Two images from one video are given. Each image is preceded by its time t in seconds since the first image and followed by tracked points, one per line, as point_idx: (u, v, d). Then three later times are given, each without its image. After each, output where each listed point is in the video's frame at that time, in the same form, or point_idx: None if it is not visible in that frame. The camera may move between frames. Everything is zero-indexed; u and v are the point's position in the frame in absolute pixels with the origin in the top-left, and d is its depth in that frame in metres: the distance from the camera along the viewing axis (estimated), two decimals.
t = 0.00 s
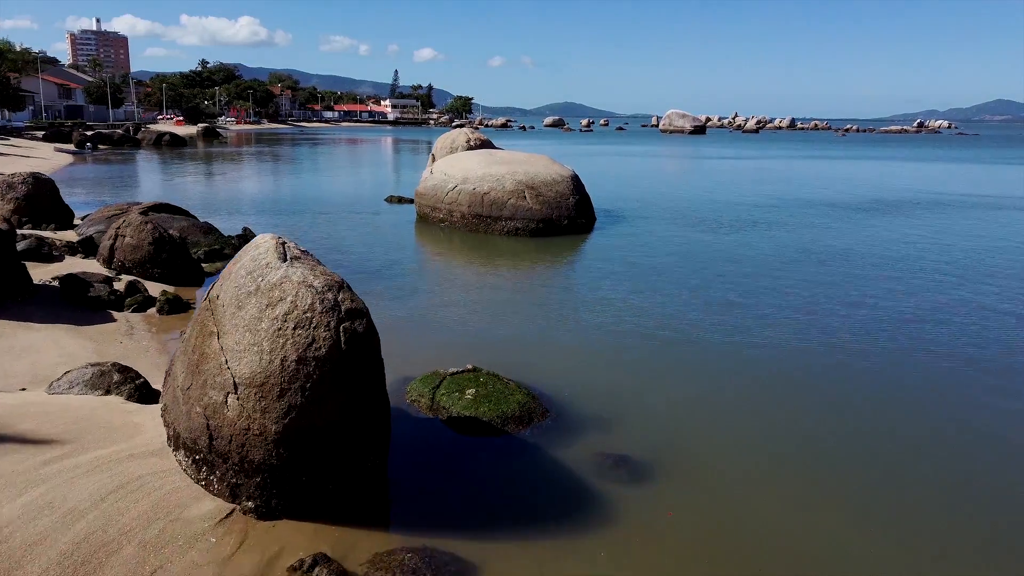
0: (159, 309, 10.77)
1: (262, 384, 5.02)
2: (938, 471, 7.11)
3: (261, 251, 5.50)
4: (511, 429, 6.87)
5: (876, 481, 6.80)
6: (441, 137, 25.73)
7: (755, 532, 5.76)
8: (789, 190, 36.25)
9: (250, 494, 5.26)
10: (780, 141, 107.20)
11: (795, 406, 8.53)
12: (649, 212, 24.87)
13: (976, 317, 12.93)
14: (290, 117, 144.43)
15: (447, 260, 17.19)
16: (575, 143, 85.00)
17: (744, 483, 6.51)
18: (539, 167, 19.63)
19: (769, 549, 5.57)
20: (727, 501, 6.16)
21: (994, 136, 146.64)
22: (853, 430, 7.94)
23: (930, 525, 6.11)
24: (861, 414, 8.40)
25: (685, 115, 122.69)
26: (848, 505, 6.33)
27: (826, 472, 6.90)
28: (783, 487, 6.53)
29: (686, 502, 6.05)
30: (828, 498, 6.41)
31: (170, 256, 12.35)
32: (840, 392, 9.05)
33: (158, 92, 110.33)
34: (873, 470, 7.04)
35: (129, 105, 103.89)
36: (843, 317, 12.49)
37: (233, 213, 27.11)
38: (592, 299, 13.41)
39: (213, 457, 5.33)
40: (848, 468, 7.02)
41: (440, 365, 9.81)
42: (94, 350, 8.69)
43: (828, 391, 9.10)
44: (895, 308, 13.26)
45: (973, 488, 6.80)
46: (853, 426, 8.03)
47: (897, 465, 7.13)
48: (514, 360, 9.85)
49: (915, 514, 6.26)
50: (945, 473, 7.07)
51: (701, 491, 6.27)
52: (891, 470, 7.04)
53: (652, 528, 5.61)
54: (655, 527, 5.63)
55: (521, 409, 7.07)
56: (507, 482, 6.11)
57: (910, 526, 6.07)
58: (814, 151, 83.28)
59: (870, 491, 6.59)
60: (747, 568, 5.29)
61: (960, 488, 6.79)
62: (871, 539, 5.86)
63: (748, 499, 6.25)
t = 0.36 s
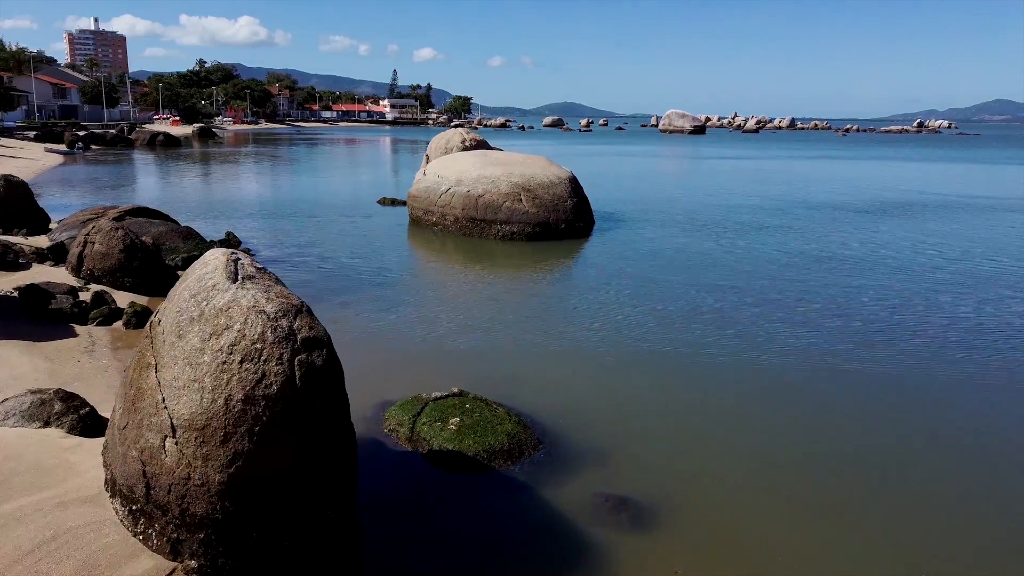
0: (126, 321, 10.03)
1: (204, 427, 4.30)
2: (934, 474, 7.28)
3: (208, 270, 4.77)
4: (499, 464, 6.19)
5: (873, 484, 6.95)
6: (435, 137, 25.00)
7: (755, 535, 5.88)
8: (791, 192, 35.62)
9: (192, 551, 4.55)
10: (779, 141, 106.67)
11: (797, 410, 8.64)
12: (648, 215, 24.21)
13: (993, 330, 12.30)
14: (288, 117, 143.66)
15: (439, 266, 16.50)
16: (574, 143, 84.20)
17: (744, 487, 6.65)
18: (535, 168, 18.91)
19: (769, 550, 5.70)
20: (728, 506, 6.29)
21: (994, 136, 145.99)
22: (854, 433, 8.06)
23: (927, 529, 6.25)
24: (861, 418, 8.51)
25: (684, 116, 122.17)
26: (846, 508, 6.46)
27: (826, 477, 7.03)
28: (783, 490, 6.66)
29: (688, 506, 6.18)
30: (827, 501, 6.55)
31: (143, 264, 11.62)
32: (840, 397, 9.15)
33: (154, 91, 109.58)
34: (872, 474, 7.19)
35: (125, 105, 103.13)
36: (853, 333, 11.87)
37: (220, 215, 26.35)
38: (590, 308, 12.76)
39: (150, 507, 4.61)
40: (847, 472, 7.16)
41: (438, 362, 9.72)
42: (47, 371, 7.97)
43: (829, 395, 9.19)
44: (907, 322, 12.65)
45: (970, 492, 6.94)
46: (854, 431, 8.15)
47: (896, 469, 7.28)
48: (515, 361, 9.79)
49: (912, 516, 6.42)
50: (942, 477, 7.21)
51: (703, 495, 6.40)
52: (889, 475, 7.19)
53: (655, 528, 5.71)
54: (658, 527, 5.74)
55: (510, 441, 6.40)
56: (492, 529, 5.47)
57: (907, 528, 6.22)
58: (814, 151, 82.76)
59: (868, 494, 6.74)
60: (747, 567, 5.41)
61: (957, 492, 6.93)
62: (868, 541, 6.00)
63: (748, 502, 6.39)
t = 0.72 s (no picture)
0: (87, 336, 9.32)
1: (122, 491, 3.56)
2: (933, 474, 7.25)
3: (138, 298, 4.05)
4: (484, 512, 5.47)
5: (874, 485, 6.94)
6: (430, 137, 24.25)
7: (750, 536, 5.92)
8: (795, 193, 34.98)
9: None
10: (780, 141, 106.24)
11: (800, 407, 8.61)
12: (650, 219, 23.51)
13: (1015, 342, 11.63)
14: (286, 117, 143.04)
15: (431, 272, 15.77)
16: (575, 142, 83.42)
17: (742, 488, 6.66)
18: (532, 170, 18.17)
19: (762, 552, 5.74)
20: (725, 507, 6.32)
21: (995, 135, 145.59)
22: (856, 431, 8.03)
23: (924, 530, 6.25)
24: (864, 416, 8.47)
25: (685, 115, 121.61)
26: (842, 509, 6.48)
27: (826, 478, 7.01)
28: (780, 491, 6.68)
29: (684, 507, 6.22)
30: (824, 502, 6.57)
31: (111, 275, 10.93)
32: (845, 394, 9.09)
33: (151, 92, 108.96)
34: (873, 474, 7.16)
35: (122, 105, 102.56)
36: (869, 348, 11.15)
37: (210, 217, 25.57)
38: (589, 318, 12.06)
39: None
40: (846, 472, 7.15)
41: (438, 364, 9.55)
42: None
43: (833, 392, 9.14)
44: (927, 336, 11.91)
45: (969, 493, 6.92)
46: (856, 428, 8.11)
47: (898, 469, 7.26)
48: (516, 362, 9.68)
49: (909, 517, 6.42)
50: (944, 477, 7.20)
51: (700, 497, 6.43)
52: (889, 475, 7.16)
53: (650, 532, 5.75)
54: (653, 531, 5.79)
55: (498, 484, 5.70)
56: None
57: (903, 530, 6.22)
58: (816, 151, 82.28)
59: (867, 496, 6.72)
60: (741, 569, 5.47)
61: (958, 493, 6.90)
62: (863, 543, 6.01)
63: (745, 504, 6.41)
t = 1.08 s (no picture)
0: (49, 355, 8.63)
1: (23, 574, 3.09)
2: (933, 477, 7.47)
3: (54, 337, 3.51)
4: (471, 572, 4.78)
5: (871, 480, 7.34)
6: (425, 139, 23.58)
7: (752, 537, 6.27)
8: (796, 196, 34.53)
9: None
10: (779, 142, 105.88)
11: (804, 413, 8.84)
12: (650, 224, 22.98)
13: None
14: (284, 116, 142.23)
15: (426, 280, 15.17)
16: (575, 144, 82.64)
17: (743, 484, 7.11)
18: (531, 173, 17.51)
19: (762, 543, 6.19)
20: (728, 510, 6.65)
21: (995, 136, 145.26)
22: (858, 437, 8.25)
23: (920, 531, 6.52)
24: (866, 421, 8.68)
25: (684, 116, 121.25)
26: (841, 510, 6.79)
27: (824, 475, 7.40)
28: (783, 492, 6.98)
29: (688, 510, 6.59)
30: (823, 502, 6.89)
31: (80, 286, 10.23)
32: (848, 400, 9.30)
33: (147, 91, 108.09)
34: (874, 478, 7.39)
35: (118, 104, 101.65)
36: (885, 368, 10.54)
37: (199, 219, 24.75)
38: (590, 333, 11.59)
39: None
40: (846, 475, 7.41)
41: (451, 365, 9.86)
42: None
43: (837, 399, 9.35)
44: (944, 356, 11.32)
45: (968, 495, 7.14)
46: (858, 433, 8.33)
47: (895, 466, 7.62)
48: (526, 364, 10.05)
49: (905, 518, 6.69)
50: (941, 473, 7.54)
51: (705, 500, 6.76)
52: (889, 479, 7.40)
53: (656, 538, 6.15)
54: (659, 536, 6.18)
55: (490, 537, 5.02)
56: None
57: (901, 530, 6.51)
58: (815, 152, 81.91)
59: (863, 492, 7.12)
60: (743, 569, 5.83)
61: (952, 489, 7.26)
62: (858, 534, 6.43)
63: (746, 498, 6.86)
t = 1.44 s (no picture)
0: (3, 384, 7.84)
1: None
2: (936, 476, 7.39)
3: None
4: None
5: (871, 478, 7.31)
6: (422, 141, 22.81)
7: (751, 538, 6.26)
8: (802, 198, 33.82)
9: None
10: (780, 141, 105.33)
11: (808, 414, 8.78)
12: (655, 229, 22.27)
13: None
14: (282, 117, 141.45)
15: (422, 290, 14.43)
16: (575, 144, 81.75)
17: (742, 484, 7.12)
18: (531, 176, 16.69)
19: (761, 543, 6.20)
20: (728, 510, 6.65)
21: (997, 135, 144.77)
22: (863, 439, 8.17)
23: (922, 531, 6.46)
24: (870, 422, 8.60)
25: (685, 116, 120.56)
26: (840, 508, 6.78)
27: (823, 474, 7.38)
28: (781, 491, 6.99)
29: (687, 513, 6.58)
30: (824, 502, 6.86)
31: (44, 304, 9.42)
32: (853, 402, 9.23)
33: (144, 92, 107.28)
34: (875, 477, 7.34)
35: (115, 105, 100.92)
36: (912, 387, 9.85)
37: (189, 224, 23.91)
38: (594, 348, 10.99)
39: None
40: (848, 473, 7.36)
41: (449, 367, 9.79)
42: None
43: (842, 400, 9.28)
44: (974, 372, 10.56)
45: (970, 494, 7.07)
46: (863, 435, 8.26)
47: (895, 463, 7.60)
48: (524, 366, 10.02)
49: (906, 517, 6.64)
50: (941, 470, 7.52)
51: (704, 503, 6.75)
52: (892, 477, 7.35)
53: (654, 542, 6.17)
54: (657, 540, 6.21)
55: None
56: None
57: (902, 529, 6.46)
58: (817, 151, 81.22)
59: (863, 489, 7.10)
60: (740, 570, 5.83)
61: (954, 485, 7.22)
62: (858, 531, 6.43)
63: (745, 499, 6.87)
